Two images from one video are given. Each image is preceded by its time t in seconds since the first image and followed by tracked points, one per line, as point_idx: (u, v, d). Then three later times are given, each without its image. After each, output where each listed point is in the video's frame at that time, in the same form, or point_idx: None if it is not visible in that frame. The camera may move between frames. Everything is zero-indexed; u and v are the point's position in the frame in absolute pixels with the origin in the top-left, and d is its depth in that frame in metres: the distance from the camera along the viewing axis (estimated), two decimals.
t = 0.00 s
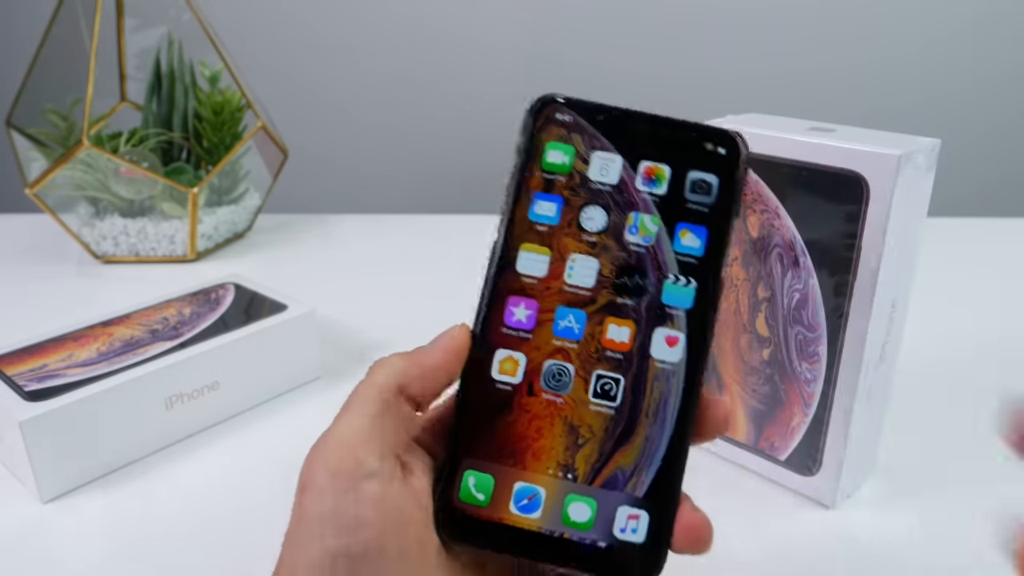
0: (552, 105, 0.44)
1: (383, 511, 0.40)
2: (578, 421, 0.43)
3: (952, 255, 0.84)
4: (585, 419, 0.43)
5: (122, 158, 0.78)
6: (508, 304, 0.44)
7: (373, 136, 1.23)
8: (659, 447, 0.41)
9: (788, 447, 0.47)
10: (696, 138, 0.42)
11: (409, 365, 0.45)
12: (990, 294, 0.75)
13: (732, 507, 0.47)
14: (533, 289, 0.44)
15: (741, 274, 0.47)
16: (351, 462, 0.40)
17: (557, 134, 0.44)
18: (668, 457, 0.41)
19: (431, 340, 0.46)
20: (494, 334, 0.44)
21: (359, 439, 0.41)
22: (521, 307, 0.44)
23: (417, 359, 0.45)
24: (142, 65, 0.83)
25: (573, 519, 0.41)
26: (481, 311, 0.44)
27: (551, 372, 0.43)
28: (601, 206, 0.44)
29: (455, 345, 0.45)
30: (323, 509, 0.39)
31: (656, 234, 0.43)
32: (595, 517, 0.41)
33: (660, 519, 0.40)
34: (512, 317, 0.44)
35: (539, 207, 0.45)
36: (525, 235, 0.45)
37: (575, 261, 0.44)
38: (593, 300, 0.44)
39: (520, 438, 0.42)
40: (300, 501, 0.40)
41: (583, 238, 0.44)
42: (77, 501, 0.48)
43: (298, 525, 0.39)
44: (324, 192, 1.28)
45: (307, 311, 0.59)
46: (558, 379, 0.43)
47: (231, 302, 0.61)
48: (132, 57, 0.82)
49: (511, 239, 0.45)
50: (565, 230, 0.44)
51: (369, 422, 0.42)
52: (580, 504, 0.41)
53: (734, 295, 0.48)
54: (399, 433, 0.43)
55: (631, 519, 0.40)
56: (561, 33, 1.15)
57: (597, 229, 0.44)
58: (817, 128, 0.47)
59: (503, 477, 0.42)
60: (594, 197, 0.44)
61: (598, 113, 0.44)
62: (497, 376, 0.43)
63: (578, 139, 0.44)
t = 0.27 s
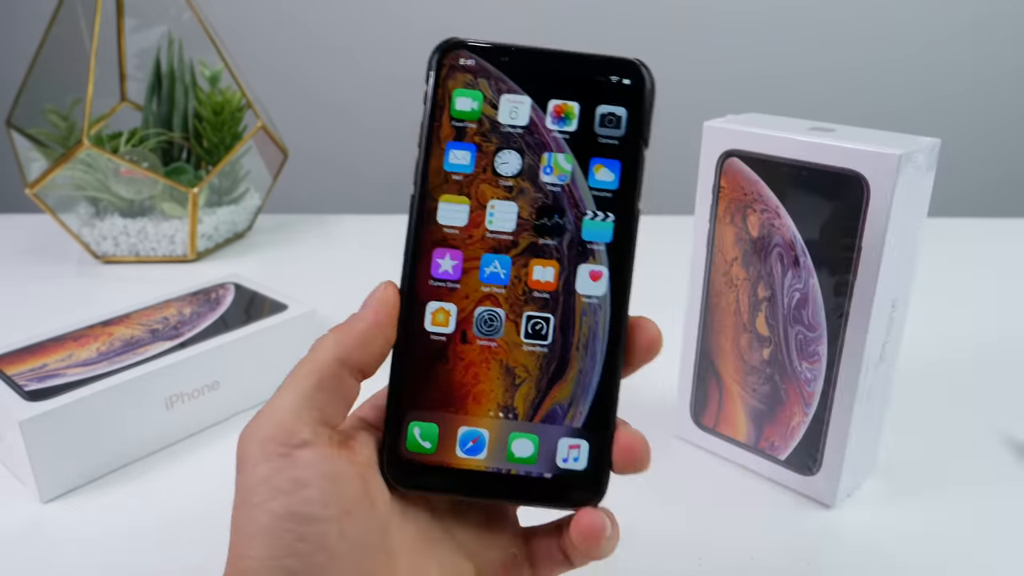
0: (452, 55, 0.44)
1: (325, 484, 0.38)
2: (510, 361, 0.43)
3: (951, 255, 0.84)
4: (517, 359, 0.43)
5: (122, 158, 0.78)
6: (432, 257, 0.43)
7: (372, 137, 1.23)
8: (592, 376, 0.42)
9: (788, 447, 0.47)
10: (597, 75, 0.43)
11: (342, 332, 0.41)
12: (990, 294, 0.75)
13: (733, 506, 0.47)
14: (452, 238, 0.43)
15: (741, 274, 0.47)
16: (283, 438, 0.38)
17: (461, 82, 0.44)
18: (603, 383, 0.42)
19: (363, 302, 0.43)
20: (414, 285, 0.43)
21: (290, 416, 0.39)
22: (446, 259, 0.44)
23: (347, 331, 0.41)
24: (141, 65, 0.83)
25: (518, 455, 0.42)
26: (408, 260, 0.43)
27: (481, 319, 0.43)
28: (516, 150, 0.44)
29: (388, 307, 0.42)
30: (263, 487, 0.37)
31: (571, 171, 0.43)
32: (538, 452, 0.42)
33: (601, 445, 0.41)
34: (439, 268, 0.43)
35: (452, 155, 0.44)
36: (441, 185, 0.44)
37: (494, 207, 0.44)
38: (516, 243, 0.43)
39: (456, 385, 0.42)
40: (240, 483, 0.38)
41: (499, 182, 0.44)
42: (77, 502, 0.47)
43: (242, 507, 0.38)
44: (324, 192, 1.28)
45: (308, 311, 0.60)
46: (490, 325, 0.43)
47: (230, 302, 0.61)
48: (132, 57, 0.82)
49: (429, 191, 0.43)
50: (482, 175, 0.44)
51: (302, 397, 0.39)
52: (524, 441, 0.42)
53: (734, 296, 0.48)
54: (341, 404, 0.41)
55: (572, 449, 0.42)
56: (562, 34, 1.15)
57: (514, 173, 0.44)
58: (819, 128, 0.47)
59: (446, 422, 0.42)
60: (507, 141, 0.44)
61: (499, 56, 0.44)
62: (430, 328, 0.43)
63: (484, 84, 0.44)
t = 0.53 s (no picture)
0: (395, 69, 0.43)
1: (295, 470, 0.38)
2: (475, 353, 0.42)
3: (951, 255, 0.84)
4: (482, 351, 0.42)
5: (122, 158, 0.77)
6: (391, 260, 0.43)
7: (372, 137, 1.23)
8: (555, 362, 0.42)
9: (788, 447, 0.47)
10: (537, 72, 0.43)
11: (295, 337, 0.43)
12: (990, 294, 0.75)
13: (734, 507, 0.47)
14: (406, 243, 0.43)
15: (741, 274, 0.48)
16: (253, 431, 0.38)
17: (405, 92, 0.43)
18: (567, 366, 0.42)
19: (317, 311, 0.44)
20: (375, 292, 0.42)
21: (255, 410, 0.39)
22: (405, 260, 0.43)
23: (301, 336, 0.43)
24: (142, 65, 0.83)
25: (489, 444, 0.41)
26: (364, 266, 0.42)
27: (444, 315, 0.43)
28: (464, 151, 0.43)
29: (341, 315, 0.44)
30: (236, 477, 0.38)
31: (518, 166, 0.43)
32: (510, 438, 0.41)
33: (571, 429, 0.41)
34: (399, 271, 0.43)
35: (403, 162, 0.43)
36: (395, 191, 0.43)
37: (448, 208, 0.43)
38: (476, 238, 0.43)
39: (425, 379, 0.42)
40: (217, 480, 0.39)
41: (450, 183, 0.43)
42: (77, 501, 0.47)
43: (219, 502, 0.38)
44: (323, 193, 1.28)
45: (308, 311, 0.61)
46: (453, 319, 0.43)
47: (231, 302, 0.61)
48: (132, 57, 0.82)
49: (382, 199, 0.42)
50: (433, 178, 0.43)
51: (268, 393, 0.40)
52: (495, 429, 0.42)
53: (734, 295, 0.48)
54: (305, 403, 0.42)
55: (543, 433, 0.41)
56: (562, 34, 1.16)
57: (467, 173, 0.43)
58: (819, 127, 0.47)
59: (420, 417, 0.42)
60: (455, 143, 0.43)
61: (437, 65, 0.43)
62: (395, 329, 0.42)
63: (428, 91, 0.43)
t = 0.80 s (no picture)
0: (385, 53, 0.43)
1: (282, 467, 0.38)
2: (470, 344, 0.42)
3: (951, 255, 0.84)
4: (476, 341, 0.42)
5: (122, 158, 0.77)
6: (383, 248, 0.43)
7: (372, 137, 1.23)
8: (549, 351, 0.42)
9: (788, 447, 0.47)
10: (530, 53, 0.43)
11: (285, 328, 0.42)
12: (990, 294, 0.75)
13: (734, 507, 0.47)
14: (398, 228, 0.43)
15: (741, 274, 0.48)
16: (239, 428, 0.38)
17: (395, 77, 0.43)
18: (563, 358, 0.41)
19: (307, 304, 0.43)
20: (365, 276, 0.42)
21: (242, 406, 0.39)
22: (397, 248, 0.43)
23: (291, 325, 0.42)
24: (142, 65, 0.83)
25: (484, 437, 0.41)
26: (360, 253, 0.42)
27: (437, 305, 0.43)
28: (455, 136, 0.43)
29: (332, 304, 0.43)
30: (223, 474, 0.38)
31: (511, 150, 0.43)
32: (505, 433, 0.41)
33: (567, 425, 0.41)
34: (391, 259, 0.43)
35: (393, 147, 0.43)
36: (386, 178, 0.43)
37: (440, 193, 0.43)
38: (468, 224, 0.43)
39: (420, 372, 0.42)
40: (204, 477, 0.39)
41: (441, 169, 0.43)
42: (77, 502, 0.47)
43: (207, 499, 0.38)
44: (323, 192, 1.28)
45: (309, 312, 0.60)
46: (446, 310, 0.43)
47: (230, 302, 0.61)
48: (132, 57, 0.82)
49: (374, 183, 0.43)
50: (424, 162, 0.43)
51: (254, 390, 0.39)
52: (489, 422, 0.41)
53: (734, 295, 0.48)
54: (294, 396, 0.41)
55: (538, 428, 0.41)
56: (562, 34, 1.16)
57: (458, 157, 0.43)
58: (819, 128, 0.47)
59: (415, 410, 0.42)
60: (446, 128, 0.43)
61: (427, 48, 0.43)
62: (389, 320, 0.42)
63: (418, 75, 0.43)
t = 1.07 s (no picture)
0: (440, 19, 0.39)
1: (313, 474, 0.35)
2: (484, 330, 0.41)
3: (950, 254, 0.84)
4: (490, 327, 0.42)
5: (122, 158, 0.77)
6: (414, 226, 0.39)
7: (372, 137, 1.23)
8: (550, 352, 0.43)
9: (788, 447, 0.47)
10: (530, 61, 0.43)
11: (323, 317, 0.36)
12: (989, 294, 0.75)
13: (734, 507, 0.47)
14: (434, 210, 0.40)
15: (741, 274, 0.48)
16: (269, 436, 0.34)
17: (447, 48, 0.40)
18: (561, 361, 0.43)
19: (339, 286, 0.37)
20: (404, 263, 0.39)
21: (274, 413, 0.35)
22: (429, 228, 0.40)
23: (326, 317, 0.36)
24: (142, 65, 0.83)
25: (487, 423, 0.41)
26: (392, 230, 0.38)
27: (459, 290, 0.41)
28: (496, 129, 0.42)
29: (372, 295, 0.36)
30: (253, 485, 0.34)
31: (542, 155, 0.43)
32: (506, 419, 0.42)
33: (556, 412, 0.43)
34: (421, 238, 0.39)
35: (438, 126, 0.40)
36: (428, 153, 0.39)
37: (475, 181, 0.41)
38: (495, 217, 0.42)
39: (437, 352, 0.40)
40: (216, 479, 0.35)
41: (480, 158, 0.41)
42: (77, 502, 0.47)
43: (230, 507, 0.35)
44: (323, 192, 1.28)
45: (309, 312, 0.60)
46: (466, 295, 0.41)
47: (231, 301, 0.61)
48: (132, 58, 0.82)
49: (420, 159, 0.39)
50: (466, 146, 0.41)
51: (284, 391, 0.35)
52: (493, 408, 0.41)
53: (734, 295, 0.48)
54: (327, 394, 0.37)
55: (535, 415, 0.42)
56: (562, 34, 1.16)
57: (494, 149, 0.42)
58: (818, 128, 0.47)
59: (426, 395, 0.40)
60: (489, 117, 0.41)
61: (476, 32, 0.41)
62: (411, 297, 0.39)
63: (470, 60, 0.41)
